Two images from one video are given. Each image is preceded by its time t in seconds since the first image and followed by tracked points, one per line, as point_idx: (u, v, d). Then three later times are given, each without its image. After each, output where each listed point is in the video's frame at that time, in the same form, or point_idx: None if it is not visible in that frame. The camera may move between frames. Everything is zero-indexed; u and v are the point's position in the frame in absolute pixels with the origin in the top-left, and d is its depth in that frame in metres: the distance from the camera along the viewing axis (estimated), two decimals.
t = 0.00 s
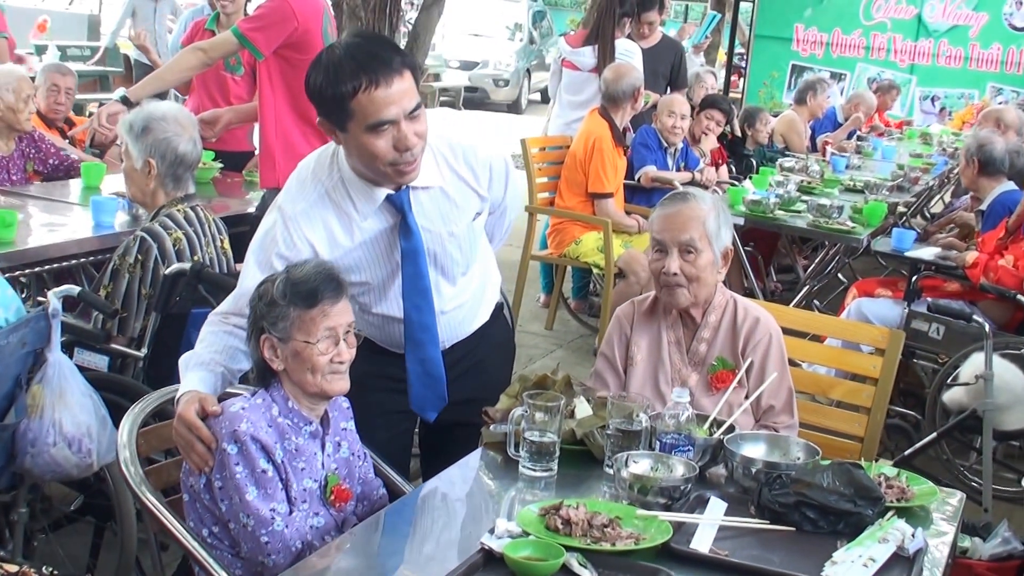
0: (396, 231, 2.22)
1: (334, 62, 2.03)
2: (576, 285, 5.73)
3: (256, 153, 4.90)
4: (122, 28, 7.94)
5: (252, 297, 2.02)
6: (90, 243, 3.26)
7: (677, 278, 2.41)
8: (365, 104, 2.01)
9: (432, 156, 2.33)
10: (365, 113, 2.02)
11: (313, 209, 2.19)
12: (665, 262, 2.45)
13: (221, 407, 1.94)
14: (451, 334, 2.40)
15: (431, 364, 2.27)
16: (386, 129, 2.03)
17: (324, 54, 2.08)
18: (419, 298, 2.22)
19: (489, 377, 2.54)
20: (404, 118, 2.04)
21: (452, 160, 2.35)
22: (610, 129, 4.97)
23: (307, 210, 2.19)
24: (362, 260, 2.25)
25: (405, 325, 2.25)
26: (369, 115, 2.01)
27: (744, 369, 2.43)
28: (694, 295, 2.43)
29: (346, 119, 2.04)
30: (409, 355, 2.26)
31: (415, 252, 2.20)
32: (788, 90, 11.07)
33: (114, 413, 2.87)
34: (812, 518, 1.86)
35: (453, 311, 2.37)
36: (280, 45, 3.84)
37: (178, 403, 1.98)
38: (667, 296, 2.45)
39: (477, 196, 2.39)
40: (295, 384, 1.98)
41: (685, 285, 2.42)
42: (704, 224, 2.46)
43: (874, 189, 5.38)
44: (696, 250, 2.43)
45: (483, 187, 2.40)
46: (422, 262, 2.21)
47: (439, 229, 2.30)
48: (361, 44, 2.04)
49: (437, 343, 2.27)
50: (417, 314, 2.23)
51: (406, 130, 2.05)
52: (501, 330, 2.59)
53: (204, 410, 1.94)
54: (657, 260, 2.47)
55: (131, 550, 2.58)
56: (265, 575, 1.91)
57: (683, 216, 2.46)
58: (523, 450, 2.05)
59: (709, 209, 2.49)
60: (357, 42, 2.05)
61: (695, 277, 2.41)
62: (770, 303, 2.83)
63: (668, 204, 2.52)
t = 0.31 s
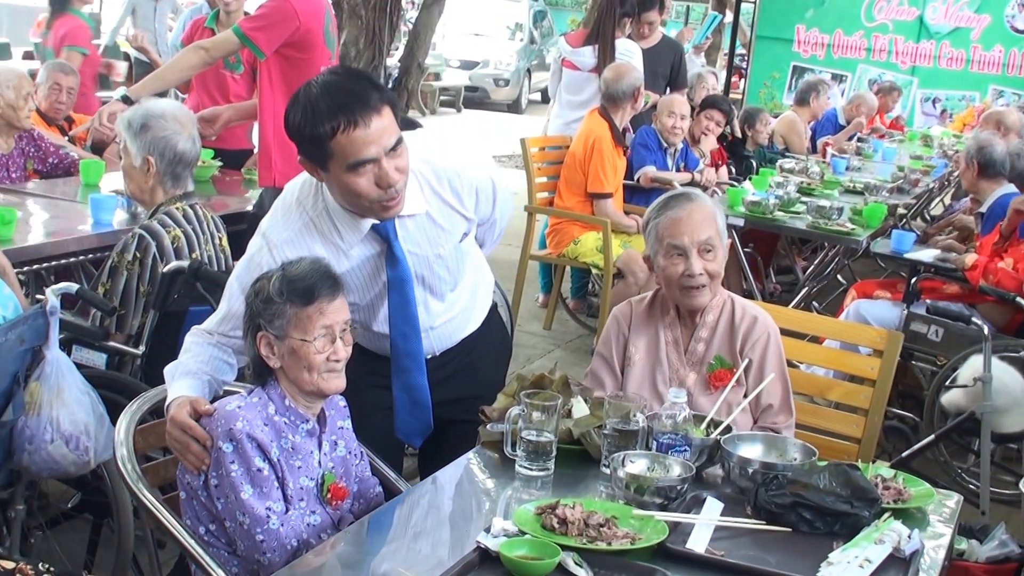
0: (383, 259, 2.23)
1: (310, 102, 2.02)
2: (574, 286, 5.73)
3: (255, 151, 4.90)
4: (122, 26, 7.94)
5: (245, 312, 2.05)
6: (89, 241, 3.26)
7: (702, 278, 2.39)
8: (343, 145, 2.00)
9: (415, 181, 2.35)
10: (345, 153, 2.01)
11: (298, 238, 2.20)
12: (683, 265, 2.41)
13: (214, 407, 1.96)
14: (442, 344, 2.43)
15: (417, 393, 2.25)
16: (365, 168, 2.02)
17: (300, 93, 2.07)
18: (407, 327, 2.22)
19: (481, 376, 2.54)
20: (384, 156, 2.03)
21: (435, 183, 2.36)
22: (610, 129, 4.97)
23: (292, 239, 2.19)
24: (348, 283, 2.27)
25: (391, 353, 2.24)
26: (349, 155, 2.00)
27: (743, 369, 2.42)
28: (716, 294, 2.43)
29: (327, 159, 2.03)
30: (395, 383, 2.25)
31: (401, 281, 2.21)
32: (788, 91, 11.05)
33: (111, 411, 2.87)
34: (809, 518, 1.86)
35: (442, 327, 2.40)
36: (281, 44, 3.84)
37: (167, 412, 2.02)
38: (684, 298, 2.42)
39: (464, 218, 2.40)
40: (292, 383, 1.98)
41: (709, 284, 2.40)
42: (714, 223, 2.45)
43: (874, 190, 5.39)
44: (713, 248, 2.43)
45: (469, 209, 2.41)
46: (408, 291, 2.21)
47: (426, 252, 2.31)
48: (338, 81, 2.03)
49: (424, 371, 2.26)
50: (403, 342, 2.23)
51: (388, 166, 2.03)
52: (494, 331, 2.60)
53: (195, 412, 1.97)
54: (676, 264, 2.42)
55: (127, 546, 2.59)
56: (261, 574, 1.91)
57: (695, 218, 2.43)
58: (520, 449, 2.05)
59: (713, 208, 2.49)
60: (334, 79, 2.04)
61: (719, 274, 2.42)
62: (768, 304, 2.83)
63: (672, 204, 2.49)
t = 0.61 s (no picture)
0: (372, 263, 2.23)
1: (294, 111, 2.02)
2: (573, 284, 5.73)
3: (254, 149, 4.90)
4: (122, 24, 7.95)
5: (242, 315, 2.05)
6: (87, 239, 3.26)
7: (704, 276, 2.39)
8: (328, 154, 2.00)
9: (403, 184, 2.34)
10: (329, 162, 2.01)
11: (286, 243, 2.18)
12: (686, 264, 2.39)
13: (208, 407, 1.96)
14: (434, 341, 2.43)
15: (400, 397, 2.25)
16: (351, 175, 2.02)
17: (283, 103, 2.07)
18: (391, 329, 2.22)
19: (473, 374, 2.54)
20: (370, 164, 2.03)
21: (425, 186, 2.35)
22: (608, 128, 4.97)
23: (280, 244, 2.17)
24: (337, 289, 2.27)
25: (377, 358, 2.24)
26: (333, 163, 2.01)
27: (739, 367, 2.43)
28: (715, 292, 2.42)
29: (311, 167, 2.03)
30: (378, 387, 2.25)
31: (389, 285, 2.21)
32: (788, 90, 11.08)
33: (109, 408, 2.86)
34: (805, 517, 1.86)
35: (433, 327, 2.41)
36: (281, 43, 3.84)
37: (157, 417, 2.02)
38: (685, 297, 2.41)
39: (454, 220, 2.39)
40: (289, 380, 1.98)
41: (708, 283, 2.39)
42: (713, 221, 2.45)
43: (873, 189, 5.39)
44: (714, 247, 2.42)
45: (459, 211, 2.40)
46: (395, 294, 2.21)
47: (415, 255, 2.32)
48: (321, 90, 2.03)
49: (408, 375, 2.26)
50: (388, 346, 2.23)
51: (372, 173, 2.03)
52: (489, 328, 2.61)
53: (189, 414, 1.98)
54: (678, 263, 2.40)
55: (125, 543, 2.60)
56: (258, 571, 1.91)
57: (695, 216, 2.42)
58: (516, 446, 2.06)
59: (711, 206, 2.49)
60: (317, 88, 2.03)
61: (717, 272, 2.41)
62: (766, 302, 2.82)
63: (669, 203, 2.47)
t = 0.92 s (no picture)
0: (362, 259, 2.23)
1: (289, 103, 2.02)
2: (569, 281, 5.73)
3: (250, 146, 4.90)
4: (119, 22, 7.95)
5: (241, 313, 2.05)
6: (84, 237, 3.26)
7: (699, 272, 2.39)
8: (322, 145, 2.00)
9: (396, 181, 2.34)
10: (323, 154, 2.01)
11: (278, 238, 2.18)
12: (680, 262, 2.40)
13: (205, 404, 1.96)
14: (428, 339, 2.43)
15: (390, 393, 2.25)
16: (344, 168, 2.02)
17: (281, 92, 2.08)
18: (383, 325, 2.22)
19: (468, 372, 2.54)
20: (363, 156, 2.02)
21: (417, 183, 2.35)
22: (605, 126, 4.97)
23: (272, 238, 2.18)
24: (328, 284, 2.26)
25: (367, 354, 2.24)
26: (327, 155, 2.01)
27: (735, 365, 2.43)
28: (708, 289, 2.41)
29: (305, 159, 2.03)
30: (368, 383, 2.24)
31: (381, 280, 2.21)
32: (786, 87, 11.10)
33: (105, 405, 2.86)
34: (801, 513, 1.86)
35: (425, 325, 2.40)
36: (278, 42, 3.84)
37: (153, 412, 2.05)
38: (682, 295, 2.41)
39: (446, 217, 2.40)
40: (286, 378, 1.98)
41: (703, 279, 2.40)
42: (708, 219, 2.45)
43: (870, 187, 5.40)
44: (709, 244, 2.42)
45: (452, 208, 2.41)
46: (386, 290, 2.21)
47: (408, 251, 2.31)
48: (317, 82, 2.03)
49: (397, 370, 2.25)
50: (378, 342, 2.22)
51: (366, 166, 2.03)
52: (484, 327, 2.61)
53: (185, 411, 1.97)
54: (673, 260, 2.40)
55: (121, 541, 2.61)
56: (254, 569, 1.92)
57: (689, 214, 2.42)
58: (513, 444, 2.06)
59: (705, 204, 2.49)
60: (313, 80, 2.04)
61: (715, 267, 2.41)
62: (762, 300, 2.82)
63: (663, 201, 2.47)
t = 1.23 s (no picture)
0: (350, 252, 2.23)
1: (275, 95, 2.02)
2: (564, 280, 5.73)
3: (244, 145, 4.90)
4: (113, 22, 7.94)
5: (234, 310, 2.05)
6: (78, 236, 3.26)
7: (684, 270, 2.39)
8: (308, 137, 2.00)
9: (384, 175, 2.34)
10: (309, 146, 2.01)
11: (267, 232, 2.19)
12: (665, 260, 2.40)
13: (197, 402, 1.96)
14: (418, 336, 2.43)
15: (379, 387, 2.25)
16: (330, 159, 2.02)
17: (267, 84, 2.08)
18: (371, 319, 2.22)
19: (460, 370, 2.55)
20: (349, 147, 2.03)
21: (406, 177, 2.35)
22: (599, 124, 4.98)
23: (261, 233, 2.18)
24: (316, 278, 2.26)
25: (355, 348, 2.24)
26: (314, 147, 2.01)
27: (727, 363, 2.43)
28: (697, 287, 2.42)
29: (291, 151, 2.03)
30: (356, 377, 2.24)
31: (369, 274, 2.21)
32: (781, 85, 11.12)
33: (99, 404, 2.86)
34: (793, 511, 1.86)
35: (414, 321, 2.40)
36: (271, 41, 3.84)
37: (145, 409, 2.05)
38: (668, 292, 2.41)
39: (435, 211, 2.40)
40: (279, 377, 1.98)
41: (690, 278, 2.40)
42: (696, 217, 2.45)
43: (864, 185, 5.42)
44: (695, 242, 2.42)
45: (441, 203, 2.41)
46: (373, 284, 2.21)
47: (396, 246, 2.32)
48: (302, 74, 2.03)
49: (386, 365, 2.25)
50: (367, 336, 2.22)
51: (352, 158, 2.04)
52: (476, 325, 2.62)
53: (178, 409, 1.97)
54: (658, 257, 2.41)
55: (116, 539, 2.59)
56: (248, 567, 1.91)
57: (677, 211, 2.42)
58: (506, 442, 2.06)
59: (695, 201, 2.49)
60: (299, 72, 2.04)
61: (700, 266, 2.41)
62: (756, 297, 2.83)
63: (652, 198, 2.47)
